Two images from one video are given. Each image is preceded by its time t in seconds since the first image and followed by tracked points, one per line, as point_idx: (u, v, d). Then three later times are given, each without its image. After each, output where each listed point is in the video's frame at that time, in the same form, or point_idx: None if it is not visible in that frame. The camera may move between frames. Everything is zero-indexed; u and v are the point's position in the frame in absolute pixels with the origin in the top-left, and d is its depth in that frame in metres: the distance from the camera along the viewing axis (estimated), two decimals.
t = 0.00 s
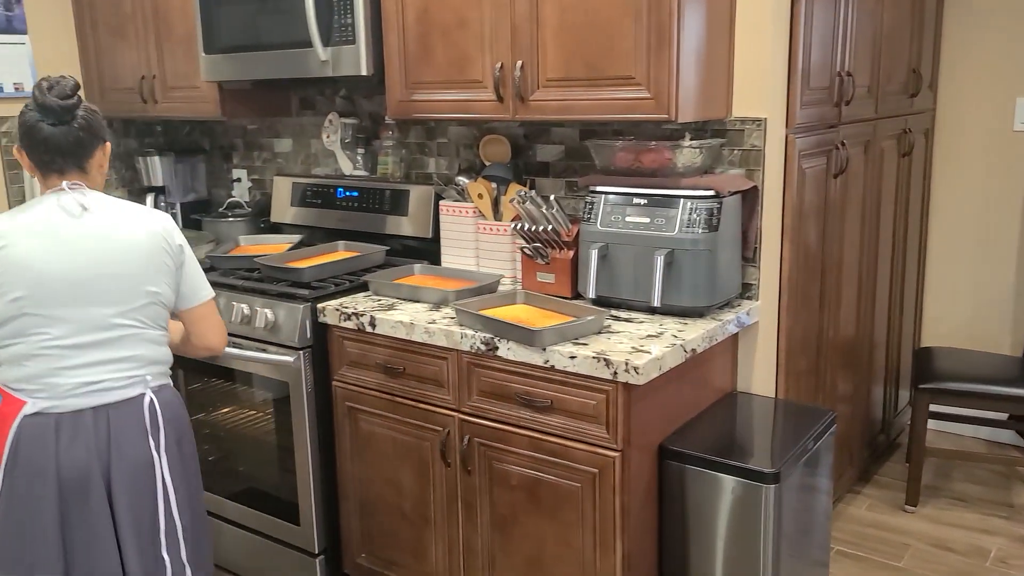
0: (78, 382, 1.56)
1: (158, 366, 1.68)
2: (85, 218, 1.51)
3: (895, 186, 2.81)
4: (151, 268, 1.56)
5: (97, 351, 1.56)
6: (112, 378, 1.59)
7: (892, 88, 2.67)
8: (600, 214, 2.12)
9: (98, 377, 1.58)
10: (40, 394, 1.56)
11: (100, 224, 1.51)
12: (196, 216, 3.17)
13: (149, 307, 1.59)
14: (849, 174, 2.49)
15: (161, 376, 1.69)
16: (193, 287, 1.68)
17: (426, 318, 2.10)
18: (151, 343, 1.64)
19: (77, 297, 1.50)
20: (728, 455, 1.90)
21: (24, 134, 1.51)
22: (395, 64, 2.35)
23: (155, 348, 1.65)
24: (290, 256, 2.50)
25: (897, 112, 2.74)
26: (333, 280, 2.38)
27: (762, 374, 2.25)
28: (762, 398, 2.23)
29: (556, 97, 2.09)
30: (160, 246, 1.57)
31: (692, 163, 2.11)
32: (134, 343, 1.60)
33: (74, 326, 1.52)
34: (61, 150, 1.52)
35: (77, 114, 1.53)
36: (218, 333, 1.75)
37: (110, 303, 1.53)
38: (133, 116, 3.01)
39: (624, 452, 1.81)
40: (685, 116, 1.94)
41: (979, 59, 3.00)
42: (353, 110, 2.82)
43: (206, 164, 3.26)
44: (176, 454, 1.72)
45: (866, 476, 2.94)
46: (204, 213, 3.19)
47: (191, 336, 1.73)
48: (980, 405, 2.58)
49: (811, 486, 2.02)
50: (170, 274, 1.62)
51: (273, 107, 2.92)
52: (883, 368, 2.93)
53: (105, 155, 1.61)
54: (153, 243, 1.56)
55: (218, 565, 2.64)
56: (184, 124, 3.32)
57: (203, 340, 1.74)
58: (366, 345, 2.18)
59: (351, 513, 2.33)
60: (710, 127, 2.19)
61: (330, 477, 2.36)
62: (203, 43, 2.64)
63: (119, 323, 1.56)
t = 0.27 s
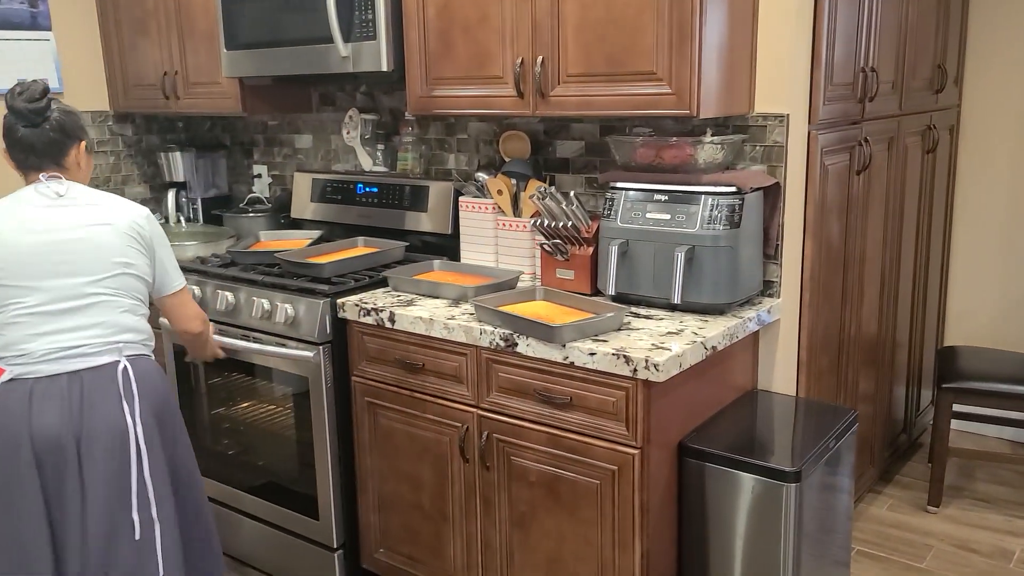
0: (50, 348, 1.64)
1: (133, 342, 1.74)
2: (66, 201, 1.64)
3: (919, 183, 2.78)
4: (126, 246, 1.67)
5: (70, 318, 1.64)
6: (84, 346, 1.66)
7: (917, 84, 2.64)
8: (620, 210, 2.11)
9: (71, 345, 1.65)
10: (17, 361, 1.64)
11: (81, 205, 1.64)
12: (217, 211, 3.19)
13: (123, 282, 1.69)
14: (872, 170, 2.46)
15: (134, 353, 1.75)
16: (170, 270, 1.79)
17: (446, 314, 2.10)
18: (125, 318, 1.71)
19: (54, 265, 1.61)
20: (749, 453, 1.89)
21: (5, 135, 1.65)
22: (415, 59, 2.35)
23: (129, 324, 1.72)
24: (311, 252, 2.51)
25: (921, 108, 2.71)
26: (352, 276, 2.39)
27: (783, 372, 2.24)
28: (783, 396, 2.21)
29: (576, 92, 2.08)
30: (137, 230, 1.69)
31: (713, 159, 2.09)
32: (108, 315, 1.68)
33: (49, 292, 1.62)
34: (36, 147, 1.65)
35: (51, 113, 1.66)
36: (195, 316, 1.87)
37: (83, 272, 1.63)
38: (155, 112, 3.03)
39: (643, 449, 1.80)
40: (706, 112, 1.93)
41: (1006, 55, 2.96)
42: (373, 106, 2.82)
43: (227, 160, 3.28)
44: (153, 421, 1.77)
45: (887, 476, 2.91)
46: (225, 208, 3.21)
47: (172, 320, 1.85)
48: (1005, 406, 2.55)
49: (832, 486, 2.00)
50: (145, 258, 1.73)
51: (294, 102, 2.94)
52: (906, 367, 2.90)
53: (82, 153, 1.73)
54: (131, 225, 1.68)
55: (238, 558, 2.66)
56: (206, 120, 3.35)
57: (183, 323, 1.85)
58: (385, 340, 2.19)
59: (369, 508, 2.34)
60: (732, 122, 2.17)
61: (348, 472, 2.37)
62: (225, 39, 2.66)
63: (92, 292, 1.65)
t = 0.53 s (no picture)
0: None
1: (82, 344, 1.70)
2: (47, 208, 1.69)
3: (930, 180, 2.76)
4: (99, 252, 1.70)
5: (19, 312, 1.63)
6: (27, 341, 1.64)
7: (928, 80, 2.62)
8: (629, 207, 2.11)
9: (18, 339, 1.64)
10: None
11: (62, 211, 1.70)
12: (226, 208, 3.20)
13: (86, 283, 1.69)
14: (883, 167, 2.44)
15: (81, 355, 1.70)
16: (145, 281, 1.82)
17: (455, 311, 2.09)
18: (77, 317, 1.68)
19: (16, 261, 1.63)
20: (759, 452, 1.88)
21: None
22: (425, 56, 2.35)
23: (80, 324, 1.69)
24: (320, 249, 2.52)
25: (933, 105, 2.70)
26: (361, 273, 2.39)
27: (793, 370, 2.23)
28: (793, 394, 2.20)
29: (586, 89, 2.07)
30: (114, 239, 1.73)
31: (723, 156, 2.08)
32: (60, 312, 1.66)
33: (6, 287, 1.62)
34: (23, 170, 1.71)
35: (39, 138, 1.73)
36: (174, 322, 1.95)
37: (47, 270, 1.64)
38: (165, 110, 3.04)
39: (652, 447, 1.80)
40: (716, 109, 1.92)
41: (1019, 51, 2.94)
42: (383, 103, 2.83)
43: (236, 157, 3.29)
44: (100, 423, 1.70)
45: (898, 475, 2.90)
46: (234, 205, 3.22)
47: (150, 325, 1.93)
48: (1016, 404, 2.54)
49: (842, 484, 2.00)
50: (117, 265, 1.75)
51: (303, 100, 2.94)
52: (917, 366, 2.89)
53: (70, 177, 1.79)
54: (108, 233, 1.72)
55: (246, 554, 2.67)
56: (216, 117, 3.35)
57: (160, 330, 1.94)
58: (394, 337, 2.19)
59: (378, 505, 2.34)
60: (742, 119, 2.16)
61: (357, 468, 2.37)
62: (234, 37, 2.66)
63: (47, 288, 1.64)
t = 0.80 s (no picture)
0: None
1: (23, 346, 1.74)
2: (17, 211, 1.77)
3: (935, 175, 2.75)
4: (60, 258, 1.76)
5: None
6: None
7: (933, 75, 2.61)
8: (633, 203, 2.10)
9: None
10: None
11: (29, 215, 1.77)
12: (230, 204, 3.20)
13: (39, 285, 1.74)
14: (887, 163, 2.44)
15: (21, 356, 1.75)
16: (110, 290, 1.89)
17: (458, 307, 2.09)
18: (21, 319, 1.73)
19: None
20: (763, 448, 1.88)
21: None
22: (428, 52, 2.34)
23: (24, 324, 1.74)
24: (323, 245, 2.52)
25: (938, 101, 2.69)
26: (365, 269, 2.39)
27: (797, 366, 2.22)
28: (797, 390, 2.20)
29: (589, 85, 2.07)
30: (79, 247, 1.79)
31: (727, 152, 2.08)
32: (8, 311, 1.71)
33: None
34: (9, 177, 1.79)
35: (27, 147, 1.82)
36: (150, 333, 2.03)
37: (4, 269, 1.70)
38: (169, 105, 3.04)
39: (655, 443, 1.80)
40: (721, 104, 1.91)
41: None
42: (386, 99, 2.82)
43: (240, 153, 3.29)
44: (32, 421, 1.70)
45: (901, 472, 2.89)
46: (238, 201, 3.22)
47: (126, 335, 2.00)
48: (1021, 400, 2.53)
49: (846, 481, 1.99)
50: (79, 272, 1.80)
51: (306, 95, 2.94)
52: (921, 362, 2.88)
53: (55, 187, 1.87)
54: (74, 241, 1.78)
55: (250, 549, 2.67)
56: (219, 112, 3.35)
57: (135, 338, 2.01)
58: (397, 333, 2.19)
59: (382, 501, 2.34)
60: (747, 115, 2.16)
61: (360, 464, 2.37)
62: (238, 32, 2.66)
63: None
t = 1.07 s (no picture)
0: None
1: None
2: None
3: (939, 169, 2.74)
4: (22, 254, 1.66)
5: None
6: None
7: (937, 68, 2.60)
8: (636, 195, 2.09)
9: None
10: None
11: None
12: (231, 197, 3.19)
13: None
14: (891, 156, 2.43)
15: None
16: (71, 293, 1.75)
17: (460, 300, 2.09)
18: None
19: None
20: (767, 441, 1.87)
21: None
22: (430, 44, 2.34)
23: None
24: (325, 238, 2.51)
25: (942, 93, 2.68)
26: (367, 262, 2.38)
27: (801, 359, 2.22)
28: (801, 384, 2.19)
29: (592, 76, 2.06)
30: (42, 246, 1.69)
31: (731, 144, 2.07)
32: None
33: None
34: None
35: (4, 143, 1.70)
36: (103, 351, 1.82)
37: None
38: (170, 98, 3.03)
39: (659, 436, 1.79)
40: (724, 96, 1.90)
41: None
42: (388, 92, 2.82)
43: (241, 146, 3.28)
44: None
45: (904, 466, 2.89)
46: (239, 195, 3.21)
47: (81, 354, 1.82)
48: None
49: (849, 474, 1.99)
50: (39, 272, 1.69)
51: (308, 88, 2.93)
52: (924, 356, 2.87)
53: (33, 185, 1.76)
54: (39, 238, 1.68)
55: (252, 543, 2.67)
56: (220, 106, 3.35)
57: (86, 355, 1.81)
58: (399, 326, 2.18)
59: (384, 494, 2.34)
60: (750, 106, 2.15)
61: (363, 458, 2.37)
62: (239, 24, 2.65)
63: None
